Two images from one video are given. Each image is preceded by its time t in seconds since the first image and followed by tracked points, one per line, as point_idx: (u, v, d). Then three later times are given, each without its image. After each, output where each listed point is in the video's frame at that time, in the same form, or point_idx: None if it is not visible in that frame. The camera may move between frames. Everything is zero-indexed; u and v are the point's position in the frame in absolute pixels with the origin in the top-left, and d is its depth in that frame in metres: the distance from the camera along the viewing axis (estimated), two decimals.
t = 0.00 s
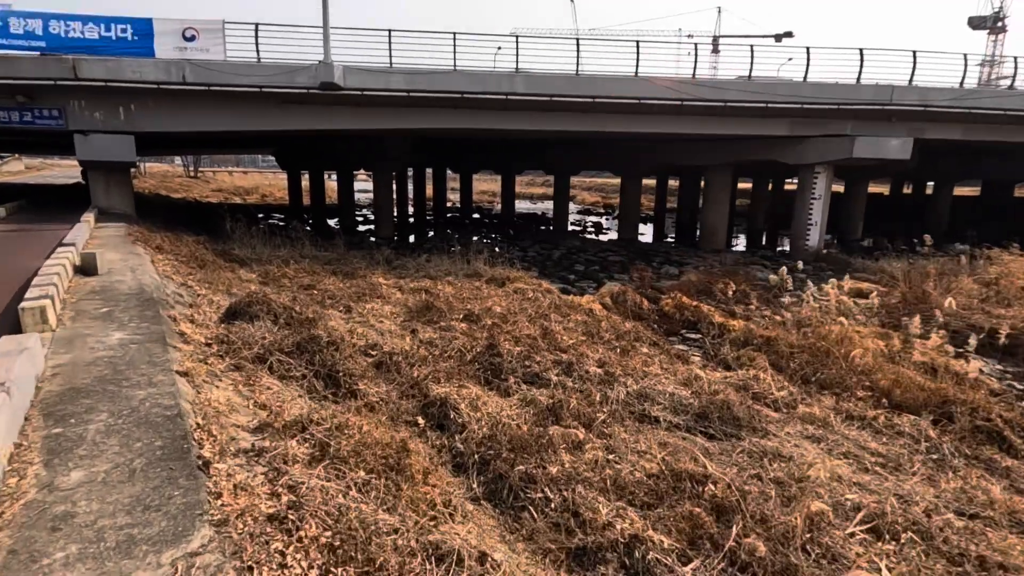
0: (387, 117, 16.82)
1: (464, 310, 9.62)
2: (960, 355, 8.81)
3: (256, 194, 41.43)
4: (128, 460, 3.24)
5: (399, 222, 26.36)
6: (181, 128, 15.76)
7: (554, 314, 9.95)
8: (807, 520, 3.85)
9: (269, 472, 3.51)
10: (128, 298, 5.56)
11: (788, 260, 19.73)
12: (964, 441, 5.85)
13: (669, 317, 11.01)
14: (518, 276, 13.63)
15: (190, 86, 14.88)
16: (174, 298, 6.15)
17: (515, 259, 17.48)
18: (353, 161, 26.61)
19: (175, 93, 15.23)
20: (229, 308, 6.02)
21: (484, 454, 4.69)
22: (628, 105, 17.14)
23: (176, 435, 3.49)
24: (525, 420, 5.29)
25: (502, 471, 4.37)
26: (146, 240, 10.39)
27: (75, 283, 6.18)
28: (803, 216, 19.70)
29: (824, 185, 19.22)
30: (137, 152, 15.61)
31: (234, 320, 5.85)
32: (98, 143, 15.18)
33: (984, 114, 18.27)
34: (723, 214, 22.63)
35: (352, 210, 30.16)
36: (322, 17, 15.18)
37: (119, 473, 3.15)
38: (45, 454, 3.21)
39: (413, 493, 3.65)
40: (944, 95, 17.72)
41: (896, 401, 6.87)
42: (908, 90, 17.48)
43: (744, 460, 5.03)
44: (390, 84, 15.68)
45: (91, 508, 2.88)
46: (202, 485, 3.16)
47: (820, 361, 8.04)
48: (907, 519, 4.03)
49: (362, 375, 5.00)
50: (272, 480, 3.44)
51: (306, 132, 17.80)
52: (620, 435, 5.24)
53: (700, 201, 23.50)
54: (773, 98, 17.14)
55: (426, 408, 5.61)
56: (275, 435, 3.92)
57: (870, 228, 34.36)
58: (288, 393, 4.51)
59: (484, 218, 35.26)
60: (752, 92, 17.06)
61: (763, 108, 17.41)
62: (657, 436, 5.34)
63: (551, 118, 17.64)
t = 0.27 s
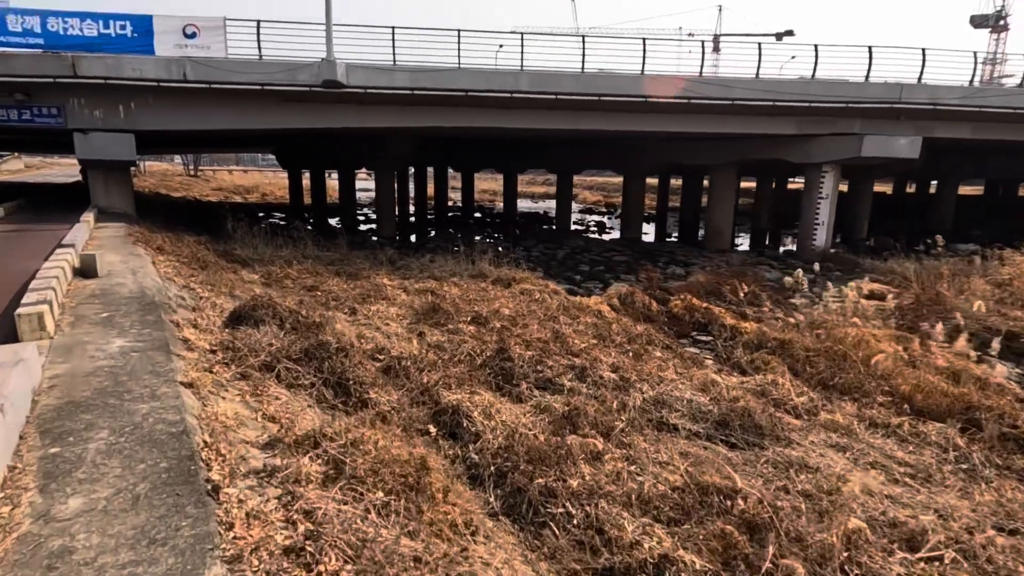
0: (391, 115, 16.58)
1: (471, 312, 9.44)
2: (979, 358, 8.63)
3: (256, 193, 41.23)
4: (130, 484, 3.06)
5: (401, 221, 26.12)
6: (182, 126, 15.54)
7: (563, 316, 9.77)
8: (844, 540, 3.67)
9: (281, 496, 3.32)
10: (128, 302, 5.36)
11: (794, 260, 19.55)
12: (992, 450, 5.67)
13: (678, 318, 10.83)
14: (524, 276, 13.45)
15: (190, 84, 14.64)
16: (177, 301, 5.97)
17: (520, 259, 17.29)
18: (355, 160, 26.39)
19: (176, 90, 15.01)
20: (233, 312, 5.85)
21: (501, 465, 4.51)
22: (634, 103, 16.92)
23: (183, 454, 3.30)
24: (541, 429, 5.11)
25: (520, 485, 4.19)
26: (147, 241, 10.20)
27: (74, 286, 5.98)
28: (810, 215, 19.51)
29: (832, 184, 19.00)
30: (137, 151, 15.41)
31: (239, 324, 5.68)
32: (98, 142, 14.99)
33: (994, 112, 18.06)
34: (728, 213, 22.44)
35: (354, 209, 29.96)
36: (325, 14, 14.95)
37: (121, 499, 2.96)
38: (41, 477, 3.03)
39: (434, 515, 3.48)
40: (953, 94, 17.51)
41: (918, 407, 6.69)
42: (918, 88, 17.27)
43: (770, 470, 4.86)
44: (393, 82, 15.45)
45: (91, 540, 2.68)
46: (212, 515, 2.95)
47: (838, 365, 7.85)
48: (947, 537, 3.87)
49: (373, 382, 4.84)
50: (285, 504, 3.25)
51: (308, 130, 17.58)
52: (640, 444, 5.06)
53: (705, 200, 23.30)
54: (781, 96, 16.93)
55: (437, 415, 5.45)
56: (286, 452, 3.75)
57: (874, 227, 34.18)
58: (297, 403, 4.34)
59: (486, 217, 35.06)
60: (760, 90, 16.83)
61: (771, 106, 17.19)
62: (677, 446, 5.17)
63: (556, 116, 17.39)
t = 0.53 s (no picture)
0: (392, 111, 16.31)
1: (477, 312, 9.21)
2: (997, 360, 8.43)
3: (254, 191, 40.94)
4: (125, 509, 2.82)
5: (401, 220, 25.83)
6: (179, 122, 15.25)
7: (571, 316, 9.55)
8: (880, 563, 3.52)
9: (291, 522, 3.10)
10: (125, 304, 5.12)
11: (799, 259, 19.36)
12: None
13: (687, 318, 10.62)
14: (528, 276, 13.23)
15: (188, 80, 14.35)
16: (175, 303, 5.73)
17: (522, 258, 17.05)
18: (354, 158, 26.12)
19: (173, 86, 14.72)
20: (234, 314, 5.63)
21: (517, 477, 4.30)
22: (639, 100, 16.66)
23: (183, 475, 3.08)
24: (557, 436, 4.88)
25: (539, 497, 3.97)
26: (144, 239, 9.95)
27: (68, 287, 5.73)
28: (815, 214, 19.31)
29: (838, 182, 18.78)
30: (134, 148, 15.15)
31: (240, 327, 5.47)
32: (93, 138, 14.73)
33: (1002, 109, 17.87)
34: (731, 211, 22.24)
35: (353, 207, 29.67)
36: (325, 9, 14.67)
37: (116, 524, 2.73)
38: (28, 502, 2.79)
39: (455, 538, 3.26)
40: (961, 91, 17.32)
41: (941, 412, 6.49)
42: (925, 85, 17.07)
43: (796, 480, 4.65)
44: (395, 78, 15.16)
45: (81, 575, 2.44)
46: (216, 549, 2.70)
47: (854, 368, 7.64)
48: (993, 555, 3.69)
49: (382, 389, 4.63)
50: (296, 531, 3.03)
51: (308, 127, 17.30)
52: (661, 453, 4.84)
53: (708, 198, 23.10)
54: (788, 93, 16.70)
55: (447, 422, 5.24)
56: (294, 468, 3.52)
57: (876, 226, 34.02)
58: (304, 414, 4.14)
59: (486, 216, 34.83)
60: (766, 87, 16.59)
61: (777, 103, 16.96)
62: (699, 454, 4.96)
63: (560, 113, 17.12)
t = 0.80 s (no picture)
0: (393, 109, 16.00)
1: (485, 317, 8.96)
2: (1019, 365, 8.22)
3: (252, 189, 40.58)
4: (120, 555, 2.52)
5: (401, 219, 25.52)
6: (176, 120, 14.93)
7: (580, 320, 9.30)
8: None
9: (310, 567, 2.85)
10: (120, 313, 4.84)
11: (805, 259, 19.15)
12: None
13: (698, 321, 10.38)
14: (533, 277, 12.99)
15: (185, 76, 14.01)
16: (174, 311, 5.45)
17: (526, 258, 16.79)
18: (353, 156, 25.81)
19: (170, 83, 14.39)
20: (236, 323, 5.38)
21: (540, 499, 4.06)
22: (645, 98, 16.38)
23: (186, 520, 2.74)
24: (578, 452, 4.64)
25: (565, 522, 3.73)
26: (141, 241, 9.66)
27: (61, 293, 5.44)
28: (822, 213, 19.09)
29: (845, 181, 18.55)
30: (130, 146, 14.84)
31: (242, 337, 5.22)
32: (87, 136, 14.44)
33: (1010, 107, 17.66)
34: (735, 211, 22.01)
35: (352, 206, 29.36)
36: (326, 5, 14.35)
37: None
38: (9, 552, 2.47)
39: None
40: (969, 89, 17.09)
41: (969, 422, 6.26)
42: (934, 83, 16.84)
43: (832, 499, 4.41)
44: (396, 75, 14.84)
45: None
46: None
47: (875, 374, 7.41)
48: None
49: (394, 404, 4.39)
50: None
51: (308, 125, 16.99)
52: (688, 470, 4.60)
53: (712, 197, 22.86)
54: (796, 91, 16.45)
55: (461, 436, 5.00)
56: (307, 502, 3.27)
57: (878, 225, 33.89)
58: (312, 432, 3.93)
59: (487, 214, 34.58)
60: (774, 85, 16.34)
61: (784, 101, 16.71)
62: (727, 470, 4.72)
63: (564, 111, 16.84)
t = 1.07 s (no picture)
0: (397, 107, 15.78)
1: (494, 319, 8.76)
2: None
3: (252, 189, 40.38)
4: None
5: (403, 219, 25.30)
6: (177, 119, 14.70)
7: (592, 322, 9.11)
8: None
9: None
10: (122, 316, 4.64)
11: (812, 259, 18.96)
12: None
13: (710, 323, 10.19)
14: (540, 278, 12.81)
15: (186, 74, 13.79)
16: (177, 314, 5.26)
17: (531, 258, 16.60)
18: (355, 155, 25.61)
19: (171, 81, 14.18)
20: (243, 328, 5.20)
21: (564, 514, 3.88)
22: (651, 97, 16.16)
23: (199, 553, 2.49)
24: (602, 463, 4.45)
25: (594, 539, 3.53)
26: (142, 241, 9.47)
27: (59, 295, 5.24)
28: (829, 213, 18.90)
29: (853, 181, 18.34)
30: (130, 145, 14.61)
31: (249, 343, 5.04)
32: (87, 135, 14.19)
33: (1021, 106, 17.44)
34: (741, 211, 21.83)
35: (353, 206, 29.16)
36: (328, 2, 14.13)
37: None
38: None
39: None
40: (980, 87, 16.89)
41: (999, 429, 6.06)
42: (944, 82, 16.65)
43: (869, 512, 4.22)
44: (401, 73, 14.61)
45: None
46: None
47: (897, 378, 7.21)
48: None
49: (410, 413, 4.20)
50: None
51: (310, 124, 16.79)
52: (716, 480, 4.40)
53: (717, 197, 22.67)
54: (804, 89, 16.24)
55: (477, 445, 4.82)
56: (328, 526, 3.05)
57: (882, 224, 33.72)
58: (326, 445, 3.74)
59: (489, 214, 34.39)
60: (782, 84, 16.14)
61: (793, 100, 16.51)
62: (756, 479, 4.53)
63: (569, 110, 16.63)
